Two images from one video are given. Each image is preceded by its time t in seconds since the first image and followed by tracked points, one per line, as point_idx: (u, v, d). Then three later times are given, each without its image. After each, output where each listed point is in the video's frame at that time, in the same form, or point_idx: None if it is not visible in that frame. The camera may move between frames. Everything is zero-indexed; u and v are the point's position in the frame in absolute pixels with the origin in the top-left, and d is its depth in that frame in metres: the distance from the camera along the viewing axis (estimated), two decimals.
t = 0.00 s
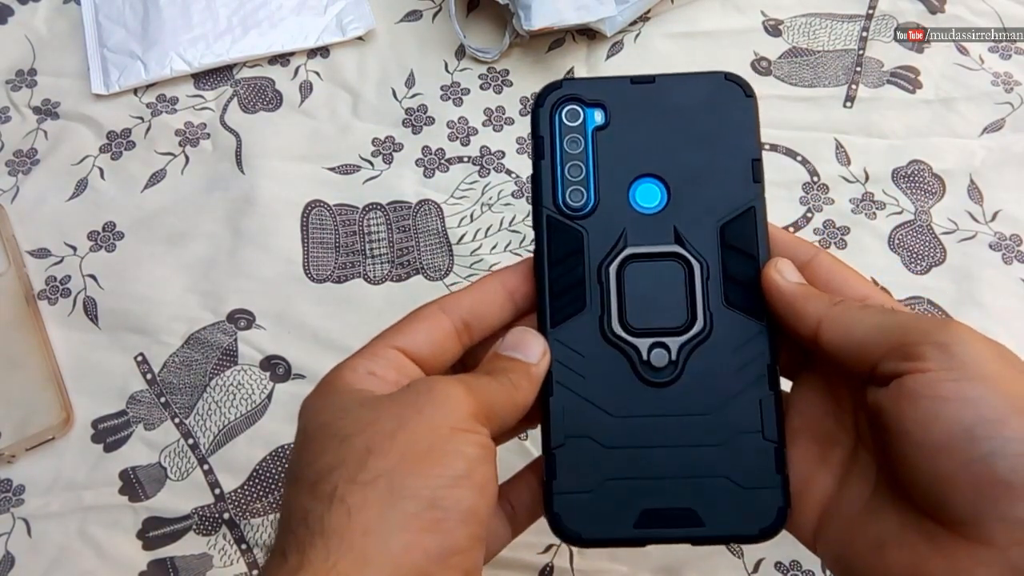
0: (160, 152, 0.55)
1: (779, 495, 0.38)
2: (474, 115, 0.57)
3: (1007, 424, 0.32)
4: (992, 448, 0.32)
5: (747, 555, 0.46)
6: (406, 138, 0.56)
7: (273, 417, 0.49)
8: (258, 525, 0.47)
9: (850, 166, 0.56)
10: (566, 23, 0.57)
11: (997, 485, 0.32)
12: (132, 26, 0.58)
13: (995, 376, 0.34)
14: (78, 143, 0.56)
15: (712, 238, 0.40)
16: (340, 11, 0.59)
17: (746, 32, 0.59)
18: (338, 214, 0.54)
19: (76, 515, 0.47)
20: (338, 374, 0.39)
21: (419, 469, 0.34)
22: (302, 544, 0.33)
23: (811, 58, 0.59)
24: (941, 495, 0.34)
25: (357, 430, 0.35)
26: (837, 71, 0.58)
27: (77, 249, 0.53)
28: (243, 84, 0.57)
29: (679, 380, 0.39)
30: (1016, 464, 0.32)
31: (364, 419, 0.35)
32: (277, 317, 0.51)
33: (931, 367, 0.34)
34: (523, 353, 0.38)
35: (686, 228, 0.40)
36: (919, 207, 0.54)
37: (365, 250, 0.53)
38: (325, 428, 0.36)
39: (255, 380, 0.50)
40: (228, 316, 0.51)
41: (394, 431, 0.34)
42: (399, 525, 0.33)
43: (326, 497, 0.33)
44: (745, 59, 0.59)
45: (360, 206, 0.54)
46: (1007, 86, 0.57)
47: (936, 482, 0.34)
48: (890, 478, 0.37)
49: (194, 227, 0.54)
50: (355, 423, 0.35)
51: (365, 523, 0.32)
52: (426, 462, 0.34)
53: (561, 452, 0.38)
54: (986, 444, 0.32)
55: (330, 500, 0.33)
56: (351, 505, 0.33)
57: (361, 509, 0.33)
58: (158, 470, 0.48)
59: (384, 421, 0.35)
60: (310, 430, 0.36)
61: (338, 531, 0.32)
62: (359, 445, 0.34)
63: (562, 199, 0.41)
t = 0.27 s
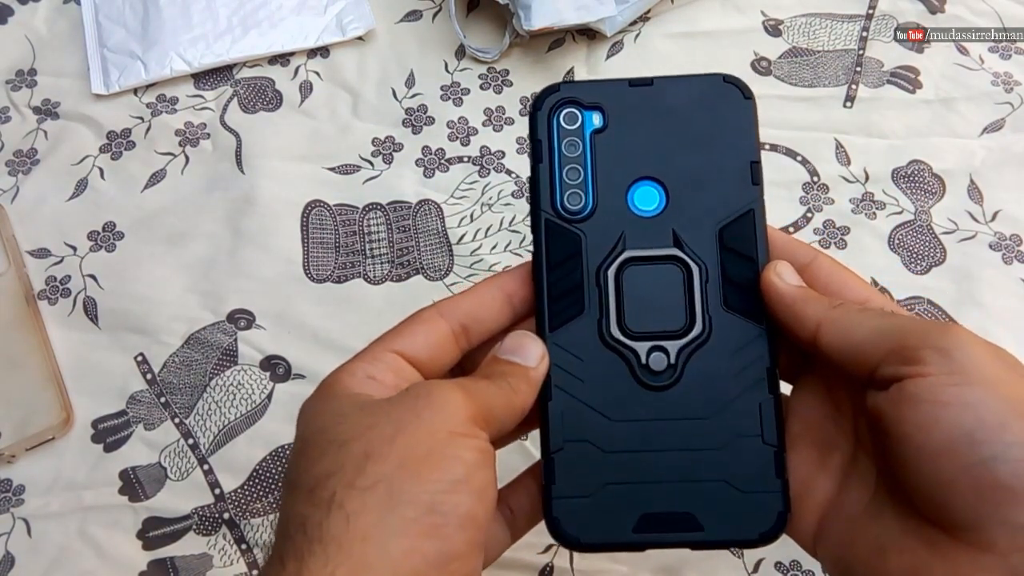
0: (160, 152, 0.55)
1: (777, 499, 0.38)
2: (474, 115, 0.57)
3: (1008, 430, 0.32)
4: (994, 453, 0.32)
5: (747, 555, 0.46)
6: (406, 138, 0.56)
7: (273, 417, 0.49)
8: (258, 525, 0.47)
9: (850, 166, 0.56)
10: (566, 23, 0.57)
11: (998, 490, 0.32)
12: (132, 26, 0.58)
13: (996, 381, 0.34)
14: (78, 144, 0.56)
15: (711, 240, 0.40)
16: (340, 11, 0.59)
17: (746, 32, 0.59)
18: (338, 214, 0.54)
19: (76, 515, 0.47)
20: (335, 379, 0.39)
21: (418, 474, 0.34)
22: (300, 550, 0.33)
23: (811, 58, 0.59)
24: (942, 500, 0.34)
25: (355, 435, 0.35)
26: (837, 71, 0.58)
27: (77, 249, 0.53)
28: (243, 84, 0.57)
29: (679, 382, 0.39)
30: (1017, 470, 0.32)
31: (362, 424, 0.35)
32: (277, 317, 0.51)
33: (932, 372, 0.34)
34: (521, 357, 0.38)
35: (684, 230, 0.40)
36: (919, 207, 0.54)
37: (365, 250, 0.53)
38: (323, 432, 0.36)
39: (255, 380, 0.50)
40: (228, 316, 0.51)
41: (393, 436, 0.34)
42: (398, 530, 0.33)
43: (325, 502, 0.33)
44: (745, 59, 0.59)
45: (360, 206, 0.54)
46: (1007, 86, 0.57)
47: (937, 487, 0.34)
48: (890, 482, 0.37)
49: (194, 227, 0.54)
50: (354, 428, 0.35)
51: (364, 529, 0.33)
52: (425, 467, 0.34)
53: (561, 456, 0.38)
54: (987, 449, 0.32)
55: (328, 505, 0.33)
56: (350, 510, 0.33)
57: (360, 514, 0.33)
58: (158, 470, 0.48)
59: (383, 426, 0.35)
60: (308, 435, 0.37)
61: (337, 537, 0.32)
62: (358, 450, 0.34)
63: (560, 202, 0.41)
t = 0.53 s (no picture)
0: (160, 152, 0.55)
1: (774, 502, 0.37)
2: (474, 115, 0.57)
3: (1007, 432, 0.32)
4: (992, 456, 0.32)
5: (747, 555, 0.46)
6: (406, 138, 0.56)
7: (273, 417, 0.49)
8: (258, 526, 0.47)
9: (850, 166, 0.56)
10: (566, 23, 0.57)
11: (996, 493, 0.32)
12: (132, 26, 0.58)
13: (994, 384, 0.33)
14: (78, 144, 0.56)
15: (707, 243, 0.40)
16: (340, 11, 0.59)
17: (746, 32, 0.59)
18: (338, 214, 0.54)
19: (76, 515, 0.47)
20: (332, 382, 0.39)
21: (413, 477, 0.34)
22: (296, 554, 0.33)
23: (811, 58, 0.59)
24: (940, 503, 0.34)
25: (351, 439, 0.35)
26: (837, 71, 0.58)
27: (77, 249, 0.53)
28: (243, 84, 0.57)
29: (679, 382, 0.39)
30: (1015, 472, 0.32)
31: (358, 428, 0.35)
32: (277, 317, 0.51)
33: (930, 374, 0.34)
34: (518, 359, 0.38)
35: (681, 233, 0.40)
36: (919, 207, 0.54)
37: (365, 250, 0.53)
38: (319, 437, 0.36)
39: (255, 380, 0.50)
40: (227, 316, 0.51)
41: (389, 440, 0.34)
42: (394, 534, 0.33)
43: (321, 506, 0.33)
44: (745, 59, 0.59)
45: (360, 206, 0.54)
46: (1008, 86, 0.57)
47: (934, 489, 0.34)
48: (887, 484, 0.37)
49: (194, 227, 0.54)
50: (349, 432, 0.35)
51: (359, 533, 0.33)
52: (420, 470, 0.34)
53: (557, 459, 0.38)
54: (985, 452, 0.32)
55: (323, 509, 0.33)
56: (346, 514, 0.33)
57: (355, 518, 0.33)
58: (158, 469, 0.48)
59: (379, 429, 0.35)
60: (304, 439, 0.37)
61: (332, 542, 0.32)
62: (354, 454, 0.34)
63: (556, 204, 0.41)
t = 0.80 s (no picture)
0: (160, 152, 0.55)
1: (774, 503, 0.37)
2: (474, 115, 0.57)
3: (1007, 434, 0.32)
4: (992, 458, 0.32)
5: (747, 555, 0.46)
6: (406, 138, 0.56)
7: (273, 417, 0.49)
8: (258, 526, 0.47)
9: (850, 166, 0.56)
10: (566, 23, 0.57)
11: (996, 495, 0.32)
12: (132, 26, 0.58)
13: (994, 386, 0.34)
14: (78, 144, 0.56)
15: (707, 244, 0.40)
16: (340, 11, 0.59)
17: (746, 32, 0.59)
18: (338, 214, 0.54)
19: (76, 515, 0.47)
20: (331, 382, 0.39)
21: (413, 478, 0.34)
22: (296, 555, 0.33)
23: (811, 58, 0.59)
24: (939, 505, 0.34)
25: (350, 440, 0.35)
26: (837, 71, 0.58)
27: (77, 249, 0.53)
28: (243, 84, 0.57)
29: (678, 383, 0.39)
30: (1015, 474, 0.32)
31: (357, 429, 0.35)
32: (277, 317, 0.51)
33: (930, 376, 0.34)
34: (518, 359, 0.38)
35: (680, 233, 0.40)
36: (919, 207, 0.54)
37: (365, 250, 0.53)
38: (318, 438, 0.36)
39: (255, 380, 0.50)
40: (227, 316, 0.51)
41: (388, 441, 0.34)
42: (394, 535, 0.33)
43: (320, 507, 0.33)
44: (745, 59, 0.59)
45: (360, 206, 0.54)
46: (1008, 86, 0.57)
47: (933, 491, 0.34)
48: (886, 486, 0.37)
49: (194, 227, 0.54)
50: (348, 433, 0.35)
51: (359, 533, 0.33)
52: (420, 471, 0.34)
53: (556, 461, 0.38)
54: (985, 454, 0.32)
55: (322, 510, 0.33)
56: (345, 515, 0.33)
57: (354, 519, 0.33)
58: (158, 470, 0.48)
59: (378, 430, 0.35)
60: (304, 440, 0.37)
61: (332, 543, 0.32)
62: (353, 455, 0.34)
63: (556, 205, 0.41)
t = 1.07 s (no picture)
0: (160, 152, 0.55)
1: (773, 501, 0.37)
2: (474, 115, 0.57)
3: (1010, 432, 0.32)
4: (995, 455, 0.32)
5: (747, 555, 0.46)
6: (406, 138, 0.56)
7: (273, 417, 0.49)
8: (258, 526, 0.47)
9: (850, 166, 0.56)
10: (566, 23, 0.57)
11: (998, 493, 0.32)
12: (132, 26, 0.58)
13: (998, 385, 0.34)
14: (78, 144, 0.56)
15: (708, 241, 0.40)
16: (340, 11, 0.59)
17: (746, 32, 0.59)
18: (338, 214, 0.54)
19: (76, 515, 0.47)
20: (333, 379, 0.39)
21: (413, 474, 0.34)
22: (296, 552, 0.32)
23: (811, 58, 0.59)
24: (941, 502, 0.33)
25: (348, 439, 0.35)
26: (837, 71, 0.58)
27: (77, 249, 0.53)
28: (243, 84, 0.57)
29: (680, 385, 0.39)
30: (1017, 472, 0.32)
31: (355, 428, 0.35)
32: (277, 317, 0.51)
33: (932, 374, 0.34)
34: (518, 356, 0.39)
35: (681, 231, 0.40)
36: (919, 207, 0.54)
37: (365, 250, 0.53)
38: (317, 436, 0.36)
39: (255, 380, 0.50)
40: (228, 316, 0.51)
41: (388, 438, 0.34)
42: (392, 533, 0.33)
43: (320, 505, 0.33)
44: (745, 59, 0.59)
45: (360, 206, 0.54)
46: (1007, 86, 0.57)
47: (935, 488, 0.34)
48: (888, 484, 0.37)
49: (194, 227, 0.54)
50: (347, 432, 0.35)
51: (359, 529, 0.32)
52: (420, 468, 0.34)
53: (557, 458, 0.38)
54: (987, 451, 0.32)
55: (322, 506, 0.33)
56: (346, 513, 0.33)
57: (355, 515, 0.33)
58: (158, 470, 0.48)
59: (377, 427, 0.35)
60: (304, 438, 0.36)
61: (332, 540, 0.32)
62: (353, 452, 0.34)
63: (557, 202, 0.41)
